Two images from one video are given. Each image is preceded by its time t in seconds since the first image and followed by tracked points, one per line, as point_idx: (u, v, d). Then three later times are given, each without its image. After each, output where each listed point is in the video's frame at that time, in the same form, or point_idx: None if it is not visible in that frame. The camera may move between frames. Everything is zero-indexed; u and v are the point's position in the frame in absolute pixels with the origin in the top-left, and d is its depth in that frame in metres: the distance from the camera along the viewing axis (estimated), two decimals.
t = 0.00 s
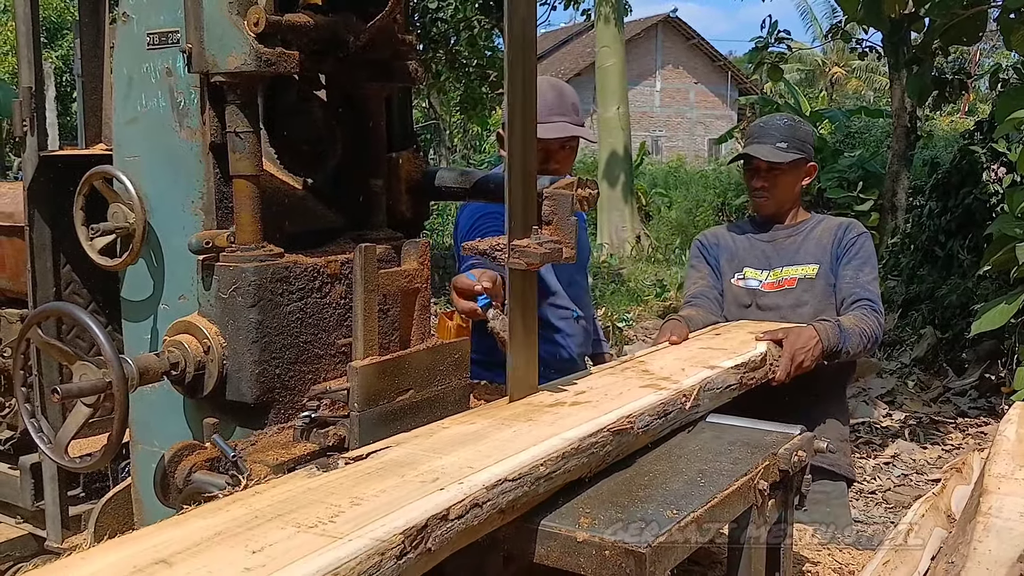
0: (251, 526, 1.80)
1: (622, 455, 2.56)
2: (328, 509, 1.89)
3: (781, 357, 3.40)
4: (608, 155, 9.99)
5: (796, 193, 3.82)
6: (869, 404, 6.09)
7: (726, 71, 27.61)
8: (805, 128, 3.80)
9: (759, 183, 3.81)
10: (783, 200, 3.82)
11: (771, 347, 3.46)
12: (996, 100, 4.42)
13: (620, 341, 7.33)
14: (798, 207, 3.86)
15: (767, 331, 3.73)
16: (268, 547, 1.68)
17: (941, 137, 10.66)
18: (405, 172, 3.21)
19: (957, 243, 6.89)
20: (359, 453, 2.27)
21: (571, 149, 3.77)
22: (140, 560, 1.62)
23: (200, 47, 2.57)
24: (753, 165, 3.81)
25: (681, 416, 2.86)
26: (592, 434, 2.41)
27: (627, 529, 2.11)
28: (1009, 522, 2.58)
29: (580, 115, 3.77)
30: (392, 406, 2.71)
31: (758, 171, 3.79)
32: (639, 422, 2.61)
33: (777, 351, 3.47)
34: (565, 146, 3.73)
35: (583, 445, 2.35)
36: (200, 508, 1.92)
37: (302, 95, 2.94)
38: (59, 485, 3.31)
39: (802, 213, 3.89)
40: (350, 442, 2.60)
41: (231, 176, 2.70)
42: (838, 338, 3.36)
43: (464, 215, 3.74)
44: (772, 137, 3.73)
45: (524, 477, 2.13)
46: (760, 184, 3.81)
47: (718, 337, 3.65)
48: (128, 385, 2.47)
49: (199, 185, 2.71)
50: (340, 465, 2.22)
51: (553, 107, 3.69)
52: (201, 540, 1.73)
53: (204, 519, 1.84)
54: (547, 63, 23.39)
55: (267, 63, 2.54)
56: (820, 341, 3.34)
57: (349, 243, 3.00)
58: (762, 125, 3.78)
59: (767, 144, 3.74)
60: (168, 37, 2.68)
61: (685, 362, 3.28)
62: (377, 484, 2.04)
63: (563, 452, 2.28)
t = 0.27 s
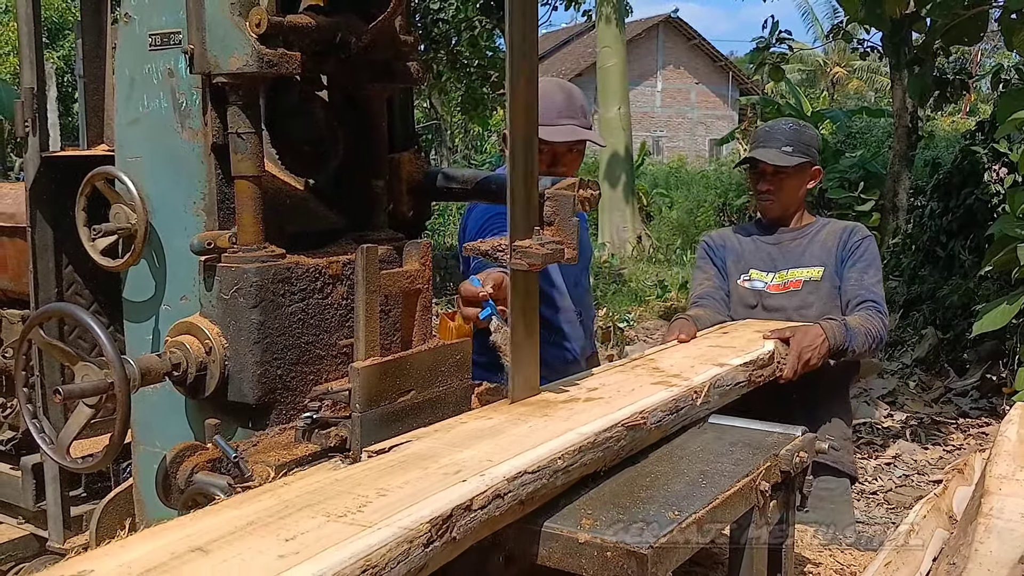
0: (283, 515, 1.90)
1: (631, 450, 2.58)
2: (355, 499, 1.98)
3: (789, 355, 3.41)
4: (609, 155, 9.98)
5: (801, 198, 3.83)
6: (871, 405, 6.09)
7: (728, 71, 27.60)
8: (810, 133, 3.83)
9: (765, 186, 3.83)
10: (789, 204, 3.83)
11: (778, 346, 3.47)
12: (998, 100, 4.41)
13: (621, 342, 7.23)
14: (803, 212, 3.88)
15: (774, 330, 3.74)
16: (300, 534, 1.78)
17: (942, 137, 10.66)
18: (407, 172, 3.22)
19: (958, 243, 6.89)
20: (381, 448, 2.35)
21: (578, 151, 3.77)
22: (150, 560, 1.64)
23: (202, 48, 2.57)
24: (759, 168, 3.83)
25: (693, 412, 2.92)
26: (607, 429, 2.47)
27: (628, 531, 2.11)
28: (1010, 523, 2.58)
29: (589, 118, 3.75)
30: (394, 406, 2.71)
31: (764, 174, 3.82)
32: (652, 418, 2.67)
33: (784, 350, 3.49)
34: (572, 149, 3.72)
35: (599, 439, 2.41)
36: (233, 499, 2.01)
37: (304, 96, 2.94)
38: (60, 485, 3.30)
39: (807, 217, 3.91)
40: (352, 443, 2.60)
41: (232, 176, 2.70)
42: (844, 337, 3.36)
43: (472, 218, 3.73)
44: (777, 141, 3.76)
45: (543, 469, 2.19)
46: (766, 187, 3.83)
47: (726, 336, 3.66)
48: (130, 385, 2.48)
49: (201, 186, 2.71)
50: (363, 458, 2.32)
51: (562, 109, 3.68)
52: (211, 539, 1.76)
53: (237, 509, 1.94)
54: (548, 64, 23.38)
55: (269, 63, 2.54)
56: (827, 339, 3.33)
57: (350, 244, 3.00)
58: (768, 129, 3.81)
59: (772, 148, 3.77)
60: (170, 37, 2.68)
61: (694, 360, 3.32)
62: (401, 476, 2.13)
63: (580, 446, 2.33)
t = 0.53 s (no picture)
0: (306, 501, 1.91)
1: (608, 459, 2.47)
2: (377, 486, 1.99)
3: (795, 348, 3.43)
4: (610, 153, 9.97)
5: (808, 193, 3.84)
6: (872, 402, 6.09)
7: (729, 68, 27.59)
8: (815, 130, 3.84)
9: (771, 182, 3.83)
10: (795, 200, 3.83)
11: (785, 340, 3.48)
12: (999, 98, 4.41)
13: (622, 339, 7.27)
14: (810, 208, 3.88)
15: (780, 323, 3.74)
16: (325, 519, 1.79)
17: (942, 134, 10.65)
18: (408, 168, 3.22)
19: (959, 240, 6.88)
20: (398, 437, 2.34)
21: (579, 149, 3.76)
22: (158, 552, 1.63)
23: (203, 44, 2.57)
24: (766, 164, 3.84)
25: (701, 405, 2.96)
26: (619, 419, 2.49)
27: (628, 528, 2.10)
28: (1012, 520, 2.57)
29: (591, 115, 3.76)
30: (395, 403, 2.72)
31: (771, 170, 3.82)
32: (661, 410, 2.69)
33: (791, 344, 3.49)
34: (573, 146, 3.71)
35: (611, 430, 2.43)
36: (257, 485, 2.02)
37: (305, 92, 2.95)
38: (61, 481, 3.31)
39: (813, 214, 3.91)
40: (353, 439, 2.60)
41: (233, 172, 2.70)
42: (850, 332, 3.38)
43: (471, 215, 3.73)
44: (784, 137, 3.77)
45: (558, 458, 2.21)
46: (772, 183, 3.84)
47: (732, 330, 3.67)
48: (131, 380, 2.48)
49: (202, 182, 2.71)
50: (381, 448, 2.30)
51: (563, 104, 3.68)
52: (219, 531, 1.74)
53: (261, 495, 1.95)
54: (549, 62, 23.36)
55: (270, 59, 2.54)
56: (833, 335, 3.37)
57: (351, 240, 3.00)
58: (774, 126, 3.83)
59: (779, 144, 3.78)
60: (171, 33, 2.68)
61: (701, 354, 3.32)
62: (420, 464, 2.13)
63: (592, 436, 2.36)
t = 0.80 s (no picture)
0: (329, 489, 1.96)
1: (612, 456, 2.47)
2: (398, 475, 2.04)
3: (801, 346, 3.44)
4: (612, 152, 9.96)
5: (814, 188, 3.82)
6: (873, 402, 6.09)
7: (730, 67, 27.57)
8: (819, 125, 3.83)
9: (776, 178, 3.82)
10: (801, 195, 3.81)
11: (792, 337, 3.49)
12: (1002, 96, 4.40)
13: (624, 338, 7.26)
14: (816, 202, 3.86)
15: (789, 320, 3.74)
16: (348, 507, 1.84)
17: (944, 133, 10.63)
18: (410, 166, 3.22)
19: (961, 240, 6.87)
20: (415, 429, 2.40)
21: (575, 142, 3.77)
22: (155, 554, 1.62)
23: (204, 42, 2.57)
24: (771, 161, 3.83)
25: (710, 399, 3.01)
26: (631, 413, 2.54)
27: (629, 526, 2.09)
28: (1013, 518, 2.57)
29: (585, 109, 3.72)
30: (396, 400, 2.71)
31: (775, 167, 3.81)
32: (672, 404, 2.74)
33: (797, 341, 3.50)
34: (568, 139, 3.72)
35: (623, 423, 2.49)
36: (279, 475, 2.08)
37: (306, 89, 2.95)
38: (63, 479, 3.28)
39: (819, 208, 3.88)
40: (354, 436, 2.60)
41: (234, 170, 2.70)
42: (855, 328, 3.35)
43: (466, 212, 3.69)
44: (788, 133, 3.75)
45: (573, 450, 2.26)
46: (777, 179, 3.83)
47: (739, 326, 3.69)
48: (131, 378, 2.47)
49: (203, 180, 2.71)
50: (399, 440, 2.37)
51: (555, 98, 3.66)
52: (220, 531, 1.73)
53: (284, 484, 2.00)
54: (550, 61, 23.35)
55: (271, 57, 2.54)
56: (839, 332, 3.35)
57: (352, 238, 2.99)
58: (777, 122, 3.81)
59: (783, 140, 3.76)
60: (171, 30, 2.67)
61: (710, 350, 3.37)
62: (438, 454, 2.19)
63: (606, 429, 2.41)
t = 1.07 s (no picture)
0: (355, 481, 2.01)
1: (627, 449, 2.52)
2: (421, 466, 2.11)
3: (807, 344, 3.44)
4: (612, 152, 9.96)
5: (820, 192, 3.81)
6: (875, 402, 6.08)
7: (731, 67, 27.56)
8: (824, 129, 3.82)
9: (781, 183, 3.81)
10: (807, 199, 3.81)
11: (798, 335, 3.49)
12: (1003, 97, 4.39)
13: (624, 338, 7.26)
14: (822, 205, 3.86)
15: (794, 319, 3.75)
16: (375, 496, 1.89)
17: (944, 134, 10.63)
18: (410, 167, 3.21)
19: (962, 240, 6.87)
20: (434, 423, 2.47)
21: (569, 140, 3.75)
22: (154, 557, 1.60)
23: (203, 43, 2.57)
24: (775, 166, 3.82)
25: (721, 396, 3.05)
26: (643, 409, 2.59)
27: (630, 528, 2.09)
28: (1014, 520, 2.56)
29: (578, 106, 3.69)
30: (395, 402, 2.71)
31: (781, 172, 3.80)
32: (683, 400, 2.78)
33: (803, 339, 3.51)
34: (561, 136, 3.72)
35: (636, 418, 2.53)
36: (307, 466, 2.13)
37: (305, 89, 2.94)
38: (61, 480, 3.30)
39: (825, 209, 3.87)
40: (353, 438, 2.60)
41: (234, 171, 2.70)
42: (860, 327, 3.36)
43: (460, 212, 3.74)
44: (792, 138, 3.74)
45: (589, 444, 2.31)
46: (782, 184, 3.82)
47: (745, 326, 3.69)
48: (130, 379, 2.47)
49: (202, 181, 2.70)
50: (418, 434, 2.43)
51: (546, 95, 3.64)
52: (228, 531, 1.71)
53: (312, 475, 2.06)
54: (551, 61, 23.35)
55: (271, 57, 2.53)
56: (844, 330, 3.35)
57: (352, 239, 2.98)
58: (782, 128, 3.81)
59: (787, 145, 3.75)
60: (171, 31, 2.67)
61: (719, 347, 3.40)
62: (459, 446, 2.26)
63: (620, 424, 2.45)
